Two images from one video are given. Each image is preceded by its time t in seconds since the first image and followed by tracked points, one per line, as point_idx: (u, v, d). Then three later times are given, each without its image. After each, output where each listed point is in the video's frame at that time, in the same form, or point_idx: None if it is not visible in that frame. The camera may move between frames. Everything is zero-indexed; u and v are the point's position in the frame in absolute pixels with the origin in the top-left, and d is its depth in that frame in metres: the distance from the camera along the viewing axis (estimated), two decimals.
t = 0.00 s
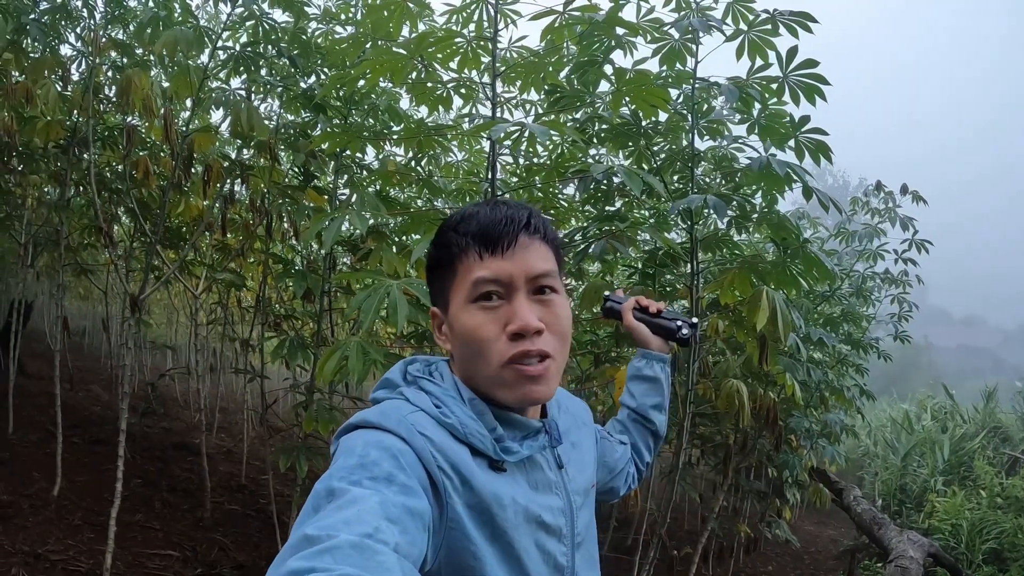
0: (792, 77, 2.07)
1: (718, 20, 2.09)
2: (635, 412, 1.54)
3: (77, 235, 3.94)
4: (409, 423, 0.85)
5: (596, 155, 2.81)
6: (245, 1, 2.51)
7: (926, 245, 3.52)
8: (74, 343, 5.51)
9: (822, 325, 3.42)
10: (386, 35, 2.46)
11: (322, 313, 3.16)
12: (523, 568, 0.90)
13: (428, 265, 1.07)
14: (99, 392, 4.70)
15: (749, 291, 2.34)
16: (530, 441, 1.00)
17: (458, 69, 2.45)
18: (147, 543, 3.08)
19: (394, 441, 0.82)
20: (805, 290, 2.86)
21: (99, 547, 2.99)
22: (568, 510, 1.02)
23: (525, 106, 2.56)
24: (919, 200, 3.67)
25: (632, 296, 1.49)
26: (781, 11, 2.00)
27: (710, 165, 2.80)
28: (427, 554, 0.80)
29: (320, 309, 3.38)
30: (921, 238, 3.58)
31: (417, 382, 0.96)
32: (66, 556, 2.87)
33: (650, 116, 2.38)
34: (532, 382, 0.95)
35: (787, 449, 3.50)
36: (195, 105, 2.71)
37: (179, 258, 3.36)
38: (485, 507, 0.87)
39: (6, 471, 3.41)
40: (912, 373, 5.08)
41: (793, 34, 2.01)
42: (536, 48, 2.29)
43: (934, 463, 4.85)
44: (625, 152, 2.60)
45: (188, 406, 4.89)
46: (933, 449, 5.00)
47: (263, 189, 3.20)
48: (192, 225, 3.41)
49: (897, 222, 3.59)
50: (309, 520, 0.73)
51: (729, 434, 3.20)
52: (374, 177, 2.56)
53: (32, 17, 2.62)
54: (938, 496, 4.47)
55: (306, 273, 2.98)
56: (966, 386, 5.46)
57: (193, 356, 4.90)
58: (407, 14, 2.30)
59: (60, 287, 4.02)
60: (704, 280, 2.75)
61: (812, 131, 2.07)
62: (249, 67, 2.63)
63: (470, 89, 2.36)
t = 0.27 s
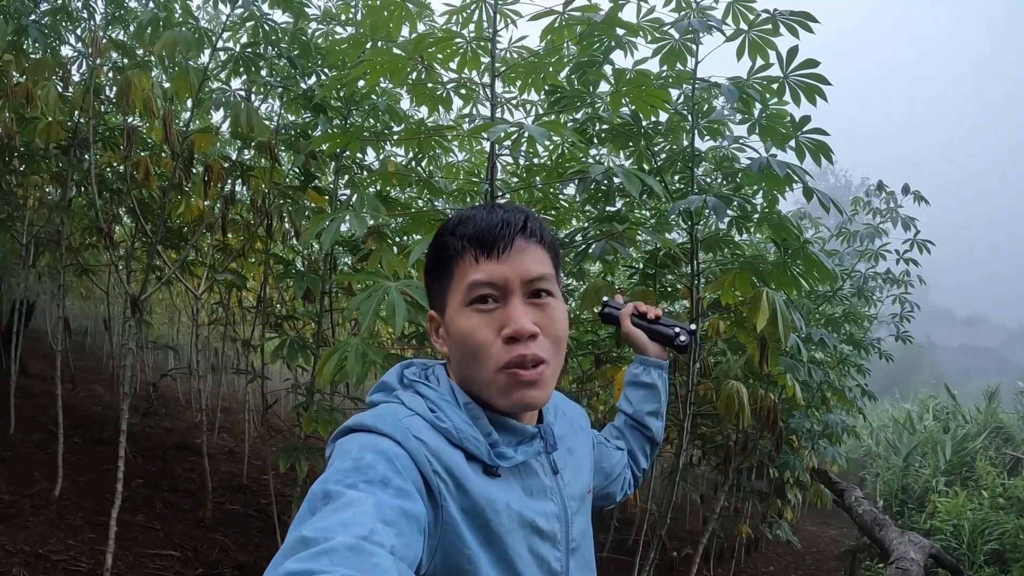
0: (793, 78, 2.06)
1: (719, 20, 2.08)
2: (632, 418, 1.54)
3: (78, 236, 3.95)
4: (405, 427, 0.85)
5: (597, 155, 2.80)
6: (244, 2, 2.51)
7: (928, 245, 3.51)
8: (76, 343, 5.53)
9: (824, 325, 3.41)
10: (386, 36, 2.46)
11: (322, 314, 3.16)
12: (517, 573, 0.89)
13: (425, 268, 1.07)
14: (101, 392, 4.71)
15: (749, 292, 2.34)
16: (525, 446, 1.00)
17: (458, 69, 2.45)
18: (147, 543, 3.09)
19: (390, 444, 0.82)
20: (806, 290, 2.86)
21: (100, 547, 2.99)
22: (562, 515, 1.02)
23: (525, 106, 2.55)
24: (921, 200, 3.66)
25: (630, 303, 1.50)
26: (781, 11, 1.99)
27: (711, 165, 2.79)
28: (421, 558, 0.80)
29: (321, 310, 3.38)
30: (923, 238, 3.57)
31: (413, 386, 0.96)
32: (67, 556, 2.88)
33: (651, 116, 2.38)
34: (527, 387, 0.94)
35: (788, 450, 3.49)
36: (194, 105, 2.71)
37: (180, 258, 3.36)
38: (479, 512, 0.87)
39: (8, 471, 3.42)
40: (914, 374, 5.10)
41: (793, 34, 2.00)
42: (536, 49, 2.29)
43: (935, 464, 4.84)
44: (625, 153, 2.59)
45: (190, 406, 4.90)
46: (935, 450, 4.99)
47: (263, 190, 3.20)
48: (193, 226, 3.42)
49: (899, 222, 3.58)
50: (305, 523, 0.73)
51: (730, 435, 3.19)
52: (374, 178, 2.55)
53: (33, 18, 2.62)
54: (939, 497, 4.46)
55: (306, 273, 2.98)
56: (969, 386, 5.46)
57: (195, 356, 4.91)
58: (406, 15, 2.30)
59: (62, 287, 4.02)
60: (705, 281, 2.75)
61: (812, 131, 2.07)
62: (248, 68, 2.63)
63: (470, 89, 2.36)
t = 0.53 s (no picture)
0: (793, 77, 2.06)
1: (719, 19, 2.08)
2: (631, 420, 1.53)
3: (79, 236, 3.95)
4: (403, 430, 0.84)
5: (597, 155, 2.80)
6: (244, 2, 2.51)
7: (929, 245, 3.50)
8: (78, 343, 5.54)
9: (825, 325, 3.41)
10: (385, 36, 2.46)
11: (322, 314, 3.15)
12: None
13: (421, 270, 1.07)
14: (102, 392, 4.72)
15: (750, 292, 2.33)
16: (523, 449, 0.99)
17: (458, 69, 2.44)
18: (148, 543, 3.09)
19: (388, 446, 0.81)
20: (808, 290, 2.85)
21: (101, 548, 3.00)
22: (559, 518, 1.02)
23: (525, 106, 2.55)
24: (923, 200, 3.65)
25: (629, 305, 1.50)
26: (781, 11, 1.99)
27: (712, 165, 2.78)
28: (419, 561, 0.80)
29: (321, 310, 3.38)
30: (925, 238, 3.56)
31: (411, 388, 0.95)
32: (68, 557, 2.89)
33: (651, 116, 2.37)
34: (523, 389, 0.94)
35: (789, 450, 3.49)
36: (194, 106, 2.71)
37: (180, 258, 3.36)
38: (477, 515, 0.87)
39: (9, 471, 3.43)
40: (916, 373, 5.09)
41: (793, 34, 1.99)
42: (536, 48, 2.28)
43: (937, 464, 4.83)
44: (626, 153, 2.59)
45: (191, 406, 4.91)
46: (936, 450, 4.98)
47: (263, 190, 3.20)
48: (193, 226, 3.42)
49: (900, 222, 3.57)
50: (303, 525, 0.73)
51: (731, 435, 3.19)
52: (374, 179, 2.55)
53: (33, 19, 2.63)
54: (941, 497, 4.45)
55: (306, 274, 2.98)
56: (971, 386, 5.45)
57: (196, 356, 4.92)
58: (405, 16, 2.30)
59: (63, 288, 4.03)
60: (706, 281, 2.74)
61: (813, 131, 2.06)
62: (249, 69, 2.63)
63: (470, 89, 2.35)
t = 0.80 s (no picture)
0: (795, 77, 2.05)
1: (721, 19, 2.07)
2: (630, 420, 1.53)
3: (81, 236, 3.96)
4: (406, 433, 0.84)
5: (599, 156, 2.79)
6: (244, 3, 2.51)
7: (931, 245, 3.50)
8: (80, 342, 5.55)
9: (827, 326, 3.40)
10: (386, 37, 2.45)
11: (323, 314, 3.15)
12: None
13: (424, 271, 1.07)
14: (103, 391, 4.73)
15: (752, 293, 2.32)
16: (525, 454, 0.99)
17: (459, 69, 2.44)
18: (149, 543, 3.09)
19: (391, 450, 0.81)
20: (810, 291, 2.85)
21: (102, 547, 3.00)
22: (559, 523, 1.02)
23: (526, 107, 2.55)
24: (924, 200, 3.64)
25: (627, 305, 1.50)
26: (783, 11, 1.98)
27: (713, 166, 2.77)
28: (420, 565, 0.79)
29: (322, 310, 3.38)
30: (927, 238, 3.55)
31: (414, 391, 0.95)
32: (69, 556, 2.89)
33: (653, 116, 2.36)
34: (526, 390, 0.94)
35: (790, 451, 3.48)
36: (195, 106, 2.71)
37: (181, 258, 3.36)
38: (478, 520, 0.86)
39: (10, 471, 3.43)
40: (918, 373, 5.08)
41: (795, 34, 1.99)
42: (537, 48, 2.28)
43: (939, 464, 4.82)
44: (628, 153, 2.58)
45: (192, 406, 4.91)
46: (938, 450, 4.98)
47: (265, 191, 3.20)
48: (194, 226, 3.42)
49: (902, 222, 3.57)
50: (305, 528, 0.72)
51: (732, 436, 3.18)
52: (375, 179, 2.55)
53: (34, 20, 2.63)
54: (942, 498, 4.44)
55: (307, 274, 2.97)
56: (972, 386, 5.44)
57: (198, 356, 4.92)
58: (406, 16, 2.29)
59: (64, 287, 4.03)
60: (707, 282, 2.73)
61: (815, 131, 2.06)
62: (250, 69, 2.63)
63: (471, 89, 2.35)
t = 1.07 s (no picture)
0: (797, 78, 2.05)
1: (722, 20, 2.07)
2: (631, 420, 1.53)
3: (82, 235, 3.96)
4: (410, 434, 0.84)
5: (600, 156, 2.79)
6: (246, 3, 2.51)
7: (933, 246, 3.49)
8: (81, 342, 5.55)
9: (828, 326, 3.40)
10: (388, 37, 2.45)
11: (324, 314, 3.15)
12: None
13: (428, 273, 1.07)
14: (104, 391, 4.73)
15: (752, 294, 2.32)
16: (526, 458, 0.99)
17: (461, 69, 2.44)
18: (150, 543, 3.09)
19: (395, 450, 0.81)
20: (811, 292, 2.85)
21: (102, 547, 3.00)
22: (559, 526, 1.02)
23: (527, 107, 2.55)
24: (926, 201, 3.64)
25: (627, 306, 1.51)
26: (785, 11, 1.98)
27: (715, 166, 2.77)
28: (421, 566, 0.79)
29: (323, 310, 3.38)
30: (928, 239, 3.55)
31: (418, 393, 0.95)
32: (70, 556, 2.89)
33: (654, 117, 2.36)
34: (531, 390, 0.94)
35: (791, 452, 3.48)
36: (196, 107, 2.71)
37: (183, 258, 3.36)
38: (478, 522, 0.87)
39: (12, 470, 3.43)
40: (918, 374, 5.07)
41: (797, 34, 1.99)
42: (538, 49, 2.28)
43: (940, 465, 4.82)
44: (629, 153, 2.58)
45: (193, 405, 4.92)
46: (939, 451, 4.98)
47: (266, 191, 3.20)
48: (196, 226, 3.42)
49: (904, 223, 3.56)
50: (309, 527, 0.72)
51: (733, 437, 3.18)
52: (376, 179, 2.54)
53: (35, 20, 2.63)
54: (943, 499, 4.44)
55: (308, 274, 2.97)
56: (973, 387, 5.45)
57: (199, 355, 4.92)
58: (407, 17, 2.29)
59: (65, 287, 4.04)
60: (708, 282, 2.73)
61: (817, 132, 2.06)
62: (251, 69, 2.64)
63: (473, 89, 2.35)
